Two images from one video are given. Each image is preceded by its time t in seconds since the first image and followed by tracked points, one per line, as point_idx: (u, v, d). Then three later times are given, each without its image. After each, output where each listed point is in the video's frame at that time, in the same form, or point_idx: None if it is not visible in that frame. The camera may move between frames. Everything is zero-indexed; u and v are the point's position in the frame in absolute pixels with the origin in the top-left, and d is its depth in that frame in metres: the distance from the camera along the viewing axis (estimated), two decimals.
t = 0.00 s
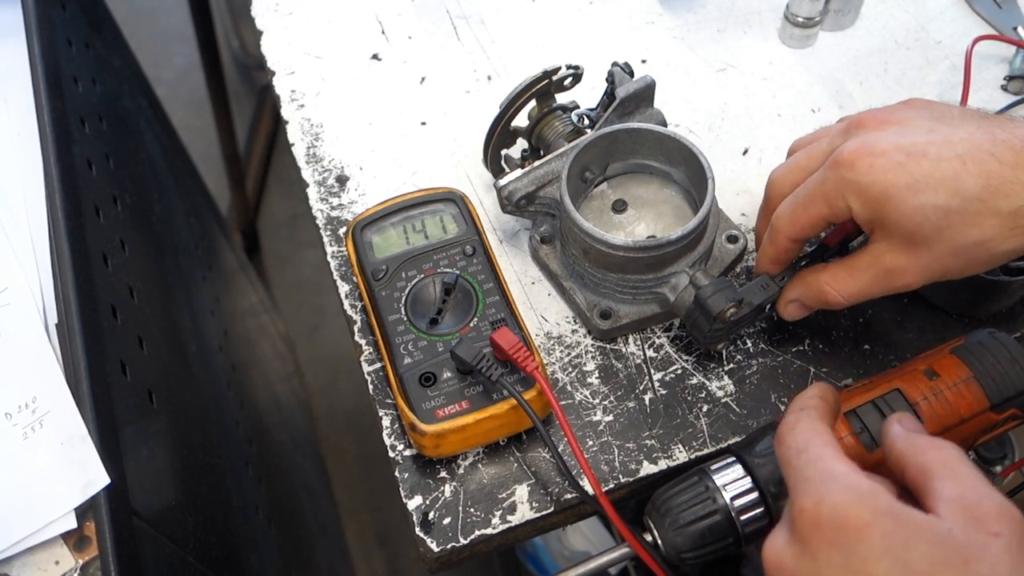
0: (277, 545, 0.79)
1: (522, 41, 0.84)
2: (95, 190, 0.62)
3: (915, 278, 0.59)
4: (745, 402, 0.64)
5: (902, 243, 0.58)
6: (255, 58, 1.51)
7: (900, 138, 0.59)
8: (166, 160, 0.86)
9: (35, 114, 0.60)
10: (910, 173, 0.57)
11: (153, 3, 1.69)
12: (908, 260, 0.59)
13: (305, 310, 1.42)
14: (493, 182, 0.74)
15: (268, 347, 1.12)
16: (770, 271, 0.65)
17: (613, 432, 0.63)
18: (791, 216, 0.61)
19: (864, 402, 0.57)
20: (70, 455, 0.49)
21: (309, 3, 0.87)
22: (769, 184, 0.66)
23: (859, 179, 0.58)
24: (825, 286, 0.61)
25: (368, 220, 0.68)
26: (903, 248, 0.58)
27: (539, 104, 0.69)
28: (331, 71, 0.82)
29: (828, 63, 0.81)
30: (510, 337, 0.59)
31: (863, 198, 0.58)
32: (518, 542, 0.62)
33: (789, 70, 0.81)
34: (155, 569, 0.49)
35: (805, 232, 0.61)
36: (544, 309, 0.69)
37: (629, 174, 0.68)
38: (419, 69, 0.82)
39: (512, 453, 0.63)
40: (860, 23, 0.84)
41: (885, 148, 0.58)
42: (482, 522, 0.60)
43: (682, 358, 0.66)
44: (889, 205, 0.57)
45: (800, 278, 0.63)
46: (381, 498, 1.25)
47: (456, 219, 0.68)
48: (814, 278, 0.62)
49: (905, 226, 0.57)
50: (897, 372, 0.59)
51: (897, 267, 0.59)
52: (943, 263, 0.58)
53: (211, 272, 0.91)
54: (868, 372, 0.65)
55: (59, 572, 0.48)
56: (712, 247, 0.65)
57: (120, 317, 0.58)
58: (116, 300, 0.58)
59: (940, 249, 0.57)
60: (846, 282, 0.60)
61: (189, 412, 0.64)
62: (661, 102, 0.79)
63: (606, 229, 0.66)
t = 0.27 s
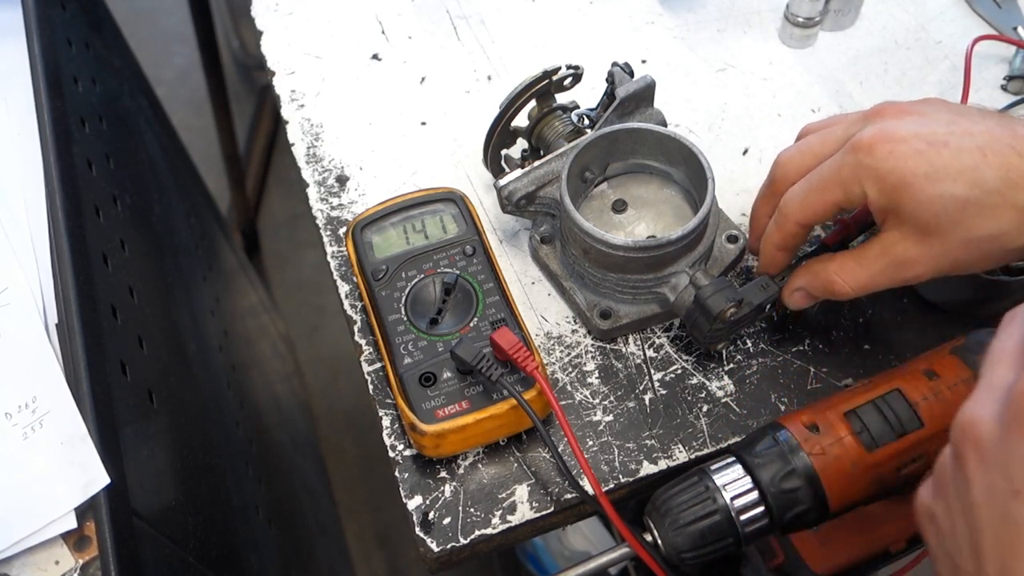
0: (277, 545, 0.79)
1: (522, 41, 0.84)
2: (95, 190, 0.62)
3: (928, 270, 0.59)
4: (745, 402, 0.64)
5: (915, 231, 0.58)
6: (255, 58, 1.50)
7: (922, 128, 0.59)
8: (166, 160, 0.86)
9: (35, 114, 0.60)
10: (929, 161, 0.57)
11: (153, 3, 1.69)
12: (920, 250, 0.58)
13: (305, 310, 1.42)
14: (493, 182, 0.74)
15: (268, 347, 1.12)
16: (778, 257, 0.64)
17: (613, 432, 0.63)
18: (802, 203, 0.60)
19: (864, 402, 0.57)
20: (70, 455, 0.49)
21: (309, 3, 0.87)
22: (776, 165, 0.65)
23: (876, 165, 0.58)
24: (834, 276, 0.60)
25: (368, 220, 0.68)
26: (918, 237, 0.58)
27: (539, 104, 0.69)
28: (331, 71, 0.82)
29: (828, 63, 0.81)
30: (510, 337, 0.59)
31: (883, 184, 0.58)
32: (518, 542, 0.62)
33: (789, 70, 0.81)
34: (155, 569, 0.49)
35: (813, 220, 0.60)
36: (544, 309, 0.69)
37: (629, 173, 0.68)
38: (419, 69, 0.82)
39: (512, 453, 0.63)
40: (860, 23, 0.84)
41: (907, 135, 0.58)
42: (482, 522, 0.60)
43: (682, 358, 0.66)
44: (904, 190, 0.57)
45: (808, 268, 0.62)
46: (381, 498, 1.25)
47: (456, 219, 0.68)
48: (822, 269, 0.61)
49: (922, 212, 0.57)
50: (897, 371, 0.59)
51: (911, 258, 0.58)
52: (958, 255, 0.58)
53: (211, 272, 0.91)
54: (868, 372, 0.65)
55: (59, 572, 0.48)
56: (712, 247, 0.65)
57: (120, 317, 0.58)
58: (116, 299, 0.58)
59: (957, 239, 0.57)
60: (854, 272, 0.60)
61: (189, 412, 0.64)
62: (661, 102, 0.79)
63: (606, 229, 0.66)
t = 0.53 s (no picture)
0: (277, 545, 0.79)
1: (522, 41, 0.84)
2: (96, 190, 0.62)
3: None
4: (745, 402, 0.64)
5: None
6: (255, 58, 1.50)
7: None
8: (166, 160, 0.86)
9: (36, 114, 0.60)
10: None
11: (153, 3, 1.69)
12: None
13: (305, 310, 1.42)
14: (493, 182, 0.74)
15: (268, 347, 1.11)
16: None
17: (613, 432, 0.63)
18: None
19: (864, 402, 0.57)
20: (70, 455, 0.49)
21: (309, 3, 0.87)
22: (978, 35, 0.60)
23: None
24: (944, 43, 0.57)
25: (368, 220, 0.68)
26: None
27: (539, 104, 0.69)
28: (331, 71, 0.82)
29: (828, 63, 0.81)
30: (510, 337, 0.59)
31: None
32: (518, 542, 0.62)
33: (789, 70, 0.81)
34: (155, 569, 0.49)
35: None
36: (545, 309, 0.69)
37: (629, 173, 0.68)
38: (419, 69, 0.82)
39: (512, 453, 0.63)
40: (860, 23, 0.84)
41: None
42: (482, 522, 0.60)
43: (682, 358, 0.66)
44: None
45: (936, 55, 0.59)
46: (381, 498, 1.25)
47: (456, 219, 0.68)
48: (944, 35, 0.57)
49: None
50: (897, 371, 0.59)
51: None
52: None
53: (212, 272, 0.91)
54: (868, 372, 0.65)
55: (60, 572, 0.48)
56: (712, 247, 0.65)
57: (120, 318, 0.58)
58: (116, 299, 0.58)
59: None
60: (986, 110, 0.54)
61: (189, 411, 0.64)
62: (661, 103, 0.79)
63: (606, 229, 0.66)
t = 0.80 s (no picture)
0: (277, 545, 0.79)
1: (521, 41, 0.84)
2: (96, 190, 0.62)
3: None
4: (745, 402, 0.64)
5: None
6: (255, 58, 1.50)
7: None
8: (166, 160, 0.86)
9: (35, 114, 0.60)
10: None
11: (153, 3, 1.69)
12: None
13: (305, 310, 1.42)
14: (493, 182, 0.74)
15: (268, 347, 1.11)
16: None
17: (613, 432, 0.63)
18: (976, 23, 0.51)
19: (865, 402, 0.57)
20: (70, 455, 0.49)
21: (309, 3, 0.87)
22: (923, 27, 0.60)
23: None
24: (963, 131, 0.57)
25: (368, 220, 0.68)
26: None
27: (539, 105, 0.69)
28: (331, 71, 0.82)
29: (828, 63, 0.81)
30: (510, 337, 0.59)
31: None
32: (518, 542, 0.62)
33: (789, 71, 0.81)
34: (155, 569, 0.49)
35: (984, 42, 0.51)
36: (545, 309, 0.69)
37: (629, 174, 0.68)
38: (419, 69, 0.82)
39: (512, 453, 0.63)
40: (860, 23, 0.84)
41: None
42: (482, 522, 0.60)
43: (682, 358, 0.66)
44: None
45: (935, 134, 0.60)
46: (381, 498, 1.25)
47: (456, 219, 0.68)
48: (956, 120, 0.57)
49: None
50: (897, 372, 0.59)
51: None
52: None
53: (211, 272, 0.91)
54: (868, 372, 0.65)
55: (59, 572, 0.48)
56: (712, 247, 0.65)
57: (120, 318, 0.58)
58: (116, 299, 0.58)
59: None
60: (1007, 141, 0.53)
61: (189, 411, 0.64)
62: (661, 103, 0.79)
63: (606, 229, 0.66)
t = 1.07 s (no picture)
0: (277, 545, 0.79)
1: (521, 41, 0.84)
2: (96, 190, 0.62)
3: (984, 245, 0.56)
4: (745, 402, 0.64)
5: (976, 207, 0.56)
6: (255, 58, 1.50)
7: (994, 97, 0.57)
8: (166, 160, 0.86)
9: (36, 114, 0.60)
10: (999, 130, 0.55)
11: (153, 3, 1.69)
12: (975, 226, 0.56)
13: (304, 310, 1.42)
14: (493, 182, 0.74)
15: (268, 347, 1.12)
16: (801, 199, 0.63)
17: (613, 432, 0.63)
18: (849, 148, 0.58)
19: (865, 402, 0.57)
20: (70, 455, 0.49)
21: (309, 3, 0.87)
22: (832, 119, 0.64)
23: (938, 135, 0.56)
24: (884, 245, 0.59)
25: (368, 220, 0.68)
26: (975, 212, 0.56)
27: (539, 105, 0.69)
28: (331, 71, 0.82)
29: (828, 63, 0.81)
30: (510, 337, 0.59)
31: (941, 153, 0.56)
32: (518, 542, 0.62)
33: (789, 70, 0.81)
34: (155, 569, 0.49)
35: (859, 166, 0.59)
36: (545, 309, 0.69)
37: (629, 174, 0.68)
38: (419, 69, 0.82)
39: (512, 453, 0.63)
40: (860, 23, 0.84)
41: (976, 106, 0.56)
42: (482, 522, 0.60)
43: (682, 358, 0.66)
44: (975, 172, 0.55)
45: (861, 238, 0.61)
46: (381, 498, 1.25)
47: (456, 219, 0.68)
48: (875, 237, 0.60)
49: (982, 189, 0.55)
50: (897, 372, 0.59)
51: (964, 233, 0.56)
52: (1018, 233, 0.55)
53: (211, 272, 0.91)
54: (868, 371, 0.65)
55: (59, 572, 0.48)
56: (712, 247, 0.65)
57: (120, 318, 0.58)
58: (116, 300, 0.58)
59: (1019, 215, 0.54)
60: (904, 241, 0.58)
61: (189, 411, 0.64)
62: (661, 103, 0.79)
63: (606, 229, 0.66)
